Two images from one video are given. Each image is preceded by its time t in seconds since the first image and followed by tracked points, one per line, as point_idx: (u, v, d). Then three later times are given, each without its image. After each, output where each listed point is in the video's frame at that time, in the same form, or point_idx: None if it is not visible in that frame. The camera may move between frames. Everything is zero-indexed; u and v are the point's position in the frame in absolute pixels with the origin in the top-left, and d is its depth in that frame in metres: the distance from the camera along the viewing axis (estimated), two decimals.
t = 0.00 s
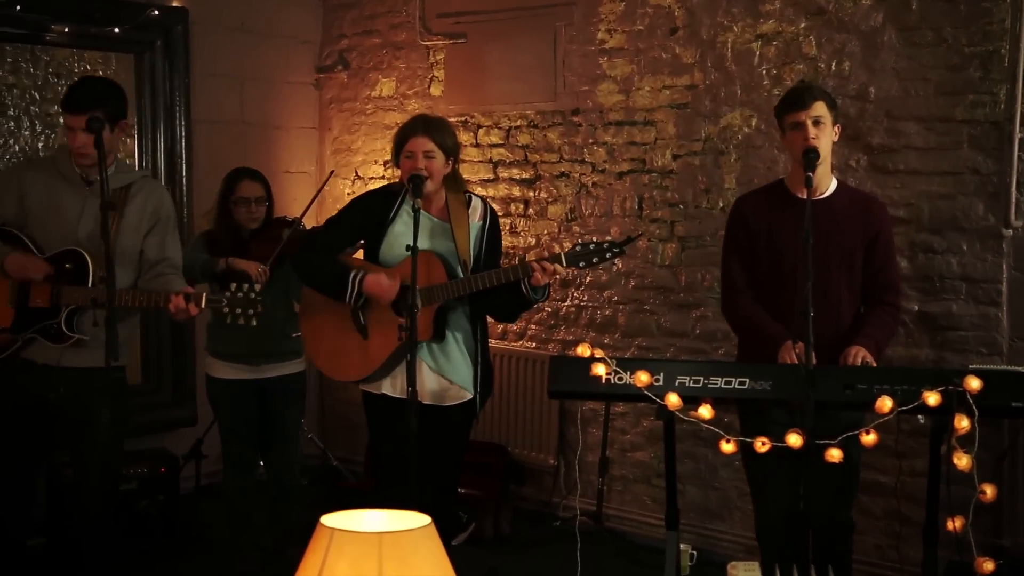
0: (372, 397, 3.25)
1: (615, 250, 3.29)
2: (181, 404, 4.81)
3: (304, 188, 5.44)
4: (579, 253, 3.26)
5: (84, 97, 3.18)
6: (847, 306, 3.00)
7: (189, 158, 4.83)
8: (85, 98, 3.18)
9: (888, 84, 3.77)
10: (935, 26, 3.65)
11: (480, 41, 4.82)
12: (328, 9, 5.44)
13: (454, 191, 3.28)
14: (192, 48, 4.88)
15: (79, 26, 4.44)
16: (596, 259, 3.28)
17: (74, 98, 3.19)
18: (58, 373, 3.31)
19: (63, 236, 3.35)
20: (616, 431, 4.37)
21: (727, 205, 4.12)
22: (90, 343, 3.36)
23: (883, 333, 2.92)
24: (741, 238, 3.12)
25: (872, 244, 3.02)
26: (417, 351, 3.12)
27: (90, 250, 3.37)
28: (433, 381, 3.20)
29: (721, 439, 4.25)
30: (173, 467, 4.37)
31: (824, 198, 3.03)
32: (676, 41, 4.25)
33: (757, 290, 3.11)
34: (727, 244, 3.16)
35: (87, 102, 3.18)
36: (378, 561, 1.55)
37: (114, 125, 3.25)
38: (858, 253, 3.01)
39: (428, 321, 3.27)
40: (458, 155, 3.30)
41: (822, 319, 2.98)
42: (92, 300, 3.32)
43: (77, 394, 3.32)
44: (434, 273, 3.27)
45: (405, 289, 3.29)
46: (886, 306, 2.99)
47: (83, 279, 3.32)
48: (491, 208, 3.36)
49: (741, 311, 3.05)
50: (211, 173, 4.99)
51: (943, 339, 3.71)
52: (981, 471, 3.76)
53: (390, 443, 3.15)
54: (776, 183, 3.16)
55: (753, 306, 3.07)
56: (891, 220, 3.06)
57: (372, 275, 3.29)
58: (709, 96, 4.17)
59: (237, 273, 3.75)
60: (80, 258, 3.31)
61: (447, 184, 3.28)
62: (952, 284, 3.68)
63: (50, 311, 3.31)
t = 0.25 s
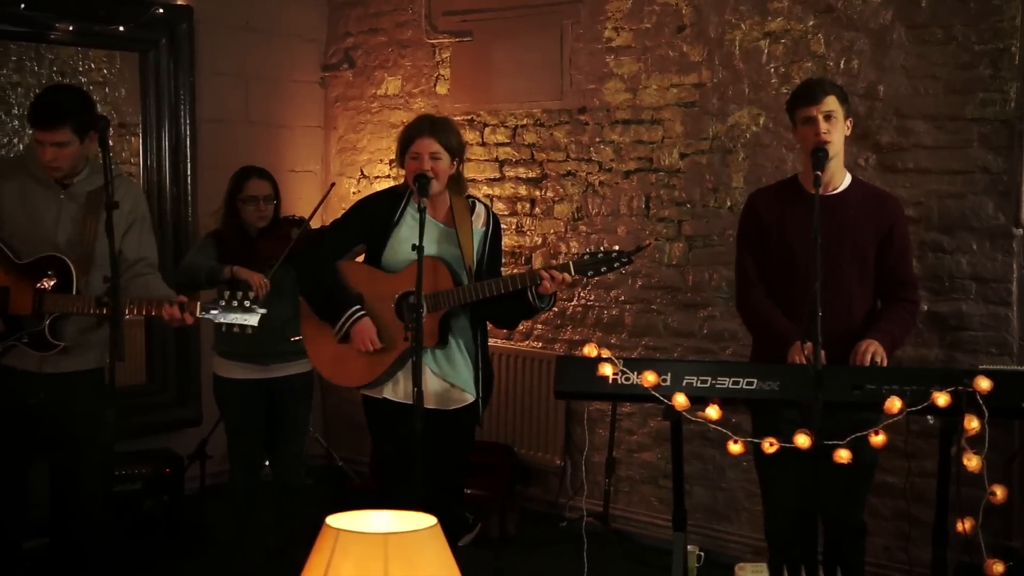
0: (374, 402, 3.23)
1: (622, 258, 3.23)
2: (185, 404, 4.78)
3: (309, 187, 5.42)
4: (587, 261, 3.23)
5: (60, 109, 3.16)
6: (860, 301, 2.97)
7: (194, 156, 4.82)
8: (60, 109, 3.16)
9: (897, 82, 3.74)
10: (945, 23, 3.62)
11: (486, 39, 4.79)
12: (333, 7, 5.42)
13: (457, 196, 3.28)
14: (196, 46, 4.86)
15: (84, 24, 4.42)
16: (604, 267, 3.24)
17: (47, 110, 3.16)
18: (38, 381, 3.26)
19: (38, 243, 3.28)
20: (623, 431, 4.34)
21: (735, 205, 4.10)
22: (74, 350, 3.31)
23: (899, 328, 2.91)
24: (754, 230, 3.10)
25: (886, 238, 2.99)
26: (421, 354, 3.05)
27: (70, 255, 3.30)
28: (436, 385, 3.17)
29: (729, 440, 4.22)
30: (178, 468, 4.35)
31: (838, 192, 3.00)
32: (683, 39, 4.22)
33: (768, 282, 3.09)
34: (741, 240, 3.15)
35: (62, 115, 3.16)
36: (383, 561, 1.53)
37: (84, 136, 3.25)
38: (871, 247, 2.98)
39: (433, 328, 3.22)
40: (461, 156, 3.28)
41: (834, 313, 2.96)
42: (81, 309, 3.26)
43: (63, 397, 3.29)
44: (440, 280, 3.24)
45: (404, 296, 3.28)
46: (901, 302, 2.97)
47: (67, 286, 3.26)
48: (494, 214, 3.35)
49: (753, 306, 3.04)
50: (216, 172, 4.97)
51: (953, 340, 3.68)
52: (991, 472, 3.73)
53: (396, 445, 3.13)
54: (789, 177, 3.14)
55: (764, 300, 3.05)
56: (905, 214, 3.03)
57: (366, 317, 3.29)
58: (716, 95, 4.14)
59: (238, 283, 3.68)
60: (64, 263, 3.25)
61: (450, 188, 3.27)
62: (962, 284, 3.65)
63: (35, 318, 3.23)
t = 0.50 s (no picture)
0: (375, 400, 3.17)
1: (632, 257, 3.21)
2: (192, 405, 4.76)
3: (317, 186, 5.40)
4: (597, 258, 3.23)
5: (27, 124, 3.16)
6: (880, 299, 2.94)
7: (202, 155, 4.80)
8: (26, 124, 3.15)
9: (910, 80, 3.71)
10: (958, 21, 3.59)
11: (495, 38, 4.76)
12: (341, 5, 5.39)
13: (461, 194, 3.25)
14: (204, 44, 4.84)
15: (91, 23, 4.40)
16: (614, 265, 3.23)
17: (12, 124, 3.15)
18: (23, 385, 3.24)
19: (15, 248, 3.28)
20: (633, 432, 4.31)
21: (746, 204, 4.07)
22: (57, 356, 3.33)
23: (915, 325, 2.86)
24: (775, 228, 3.08)
25: (907, 236, 2.94)
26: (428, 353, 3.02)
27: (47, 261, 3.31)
28: (442, 385, 3.12)
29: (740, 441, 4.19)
30: (185, 468, 4.33)
31: (860, 189, 2.96)
32: (693, 37, 4.19)
33: (790, 283, 3.06)
34: (762, 239, 3.12)
35: (30, 128, 3.16)
36: (391, 561, 1.51)
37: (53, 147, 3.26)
38: (891, 245, 2.94)
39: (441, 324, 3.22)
40: (467, 153, 3.26)
41: (851, 314, 2.94)
42: (66, 317, 3.29)
43: (49, 399, 3.27)
44: (448, 277, 3.23)
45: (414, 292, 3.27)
46: (921, 301, 2.92)
47: (48, 296, 3.29)
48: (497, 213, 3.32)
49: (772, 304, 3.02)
50: (223, 171, 4.96)
51: (966, 340, 3.64)
52: (1005, 474, 3.69)
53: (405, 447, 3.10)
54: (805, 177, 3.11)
55: (785, 300, 3.03)
56: (929, 212, 2.98)
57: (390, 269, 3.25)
58: (727, 93, 4.11)
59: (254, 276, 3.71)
60: (47, 272, 3.28)
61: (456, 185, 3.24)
62: (975, 284, 3.61)
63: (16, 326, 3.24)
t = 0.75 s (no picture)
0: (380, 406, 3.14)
1: (642, 266, 3.22)
2: (200, 405, 4.74)
3: (325, 186, 5.37)
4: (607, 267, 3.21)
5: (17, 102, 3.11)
6: (897, 308, 2.92)
7: (210, 153, 4.78)
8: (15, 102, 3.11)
9: (923, 79, 3.67)
10: (971, 19, 3.56)
11: (504, 36, 4.74)
12: (349, 4, 5.37)
13: (465, 200, 3.25)
14: (212, 42, 4.82)
15: (99, 21, 4.38)
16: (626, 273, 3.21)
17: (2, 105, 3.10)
18: (25, 382, 3.20)
19: (11, 241, 3.24)
20: (643, 432, 4.29)
21: (757, 203, 4.04)
22: (57, 348, 3.26)
23: (931, 336, 2.84)
24: (793, 236, 3.06)
25: (924, 246, 2.92)
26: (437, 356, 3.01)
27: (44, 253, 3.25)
28: (446, 389, 3.09)
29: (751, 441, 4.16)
30: (193, 468, 4.31)
31: (879, 197, 2.94)
32: (704, 35, 4.16)
33: (804, 290, 3.04)
34: (780, 241, 3.11)
35: (21, 106, 3.12)
36: (401, 560, 1.49)
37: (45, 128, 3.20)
38: (909, 253, 2.91)
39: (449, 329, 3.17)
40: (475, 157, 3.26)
41: (866, 320, 2.91)
42: (65, 305, 3.20)
43: (52, 397, 3.24)
44: (458, 281, 3.19)
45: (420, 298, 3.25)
46: (937, 311, 2.90)
47: (48, 284, 3.20)
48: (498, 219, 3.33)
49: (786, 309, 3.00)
50: (231, 170, 4.94)
51: (980, 341, 3.61)
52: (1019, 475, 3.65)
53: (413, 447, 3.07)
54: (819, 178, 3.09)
55: (799, 304, 3.02)
56: (947, 221, 2.95)
57: (394, 308, 3.23)
58: (738, 92, 4.08)
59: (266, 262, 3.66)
60: (42, 261, 3.18)
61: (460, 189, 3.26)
62: (988, 284, 3.58)
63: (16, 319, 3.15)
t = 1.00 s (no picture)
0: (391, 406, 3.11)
1: (652, 263, 3.19)
2: (210, 404, 4.73)
3: (334, 185, 5.36)
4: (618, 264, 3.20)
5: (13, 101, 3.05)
6: (907, 307, 2.88)
7: (219, 152, 4.77)
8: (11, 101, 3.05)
9: (936, 77, 3.64)
10: (985, 16, 3.52)
11: (514, 34, 4.72)
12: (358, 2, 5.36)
13: (472, 197, 3.23)
14: (221, 41, 4.81)
15: (108, 20, 4.37)
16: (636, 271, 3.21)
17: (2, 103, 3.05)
18: (37, 380, 3.20)
19: (16, 239, 3.22)
20: (653, 433, 4.26)
21: (768, 202, 4.01)
22: (68, 345, 3.27)
23: (943, 334, 2.80)
24: (804, 232, 3.03)
25: (936, 243, 2.88)
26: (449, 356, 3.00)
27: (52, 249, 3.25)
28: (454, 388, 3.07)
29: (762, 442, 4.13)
30: (201, 468, 4.28)
31: (890, 192, 2.91)
32: (715, 33, 4.13)
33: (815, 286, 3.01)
34: (790, 236, 3.08)
35: (18, 105, 3.06)
36: (409, 562, 1.48)
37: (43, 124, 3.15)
38: (920, 251, 2.88)
39: (460, 328, 3.16)
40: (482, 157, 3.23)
41: (876, 320, 2.89)
42: (76, 299, 3.20)
43: (64, 396, 3.24)
44: (467, 279, 3.17)
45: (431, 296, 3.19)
46: (948, 308, 2.86)
47: (59, 279, 3.20)
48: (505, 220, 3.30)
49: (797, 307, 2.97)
50: (241, 169, 4.93)
51: (993, 341, 3.57)
52: None
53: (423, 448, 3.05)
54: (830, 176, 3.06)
55: (810, 300, 2.98)
56: (961, 219, 2.91)
57: (413, 299, 3.17)
58: (749, 90, 4.05)
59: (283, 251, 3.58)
60: (50, 256, 3.18)
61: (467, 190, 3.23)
62: (1002, 284, 3.54)
63: (28, 316, 3.16)
